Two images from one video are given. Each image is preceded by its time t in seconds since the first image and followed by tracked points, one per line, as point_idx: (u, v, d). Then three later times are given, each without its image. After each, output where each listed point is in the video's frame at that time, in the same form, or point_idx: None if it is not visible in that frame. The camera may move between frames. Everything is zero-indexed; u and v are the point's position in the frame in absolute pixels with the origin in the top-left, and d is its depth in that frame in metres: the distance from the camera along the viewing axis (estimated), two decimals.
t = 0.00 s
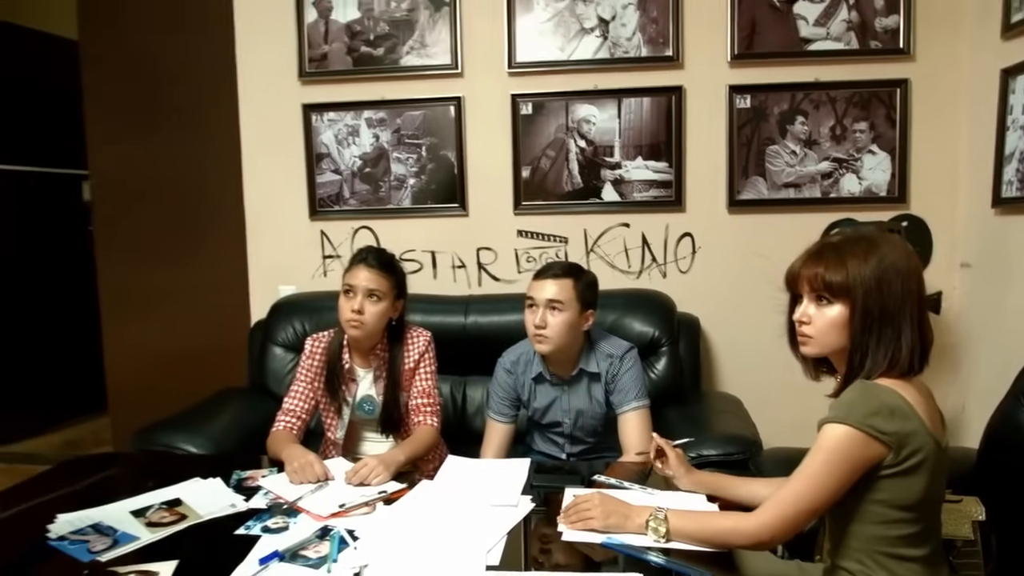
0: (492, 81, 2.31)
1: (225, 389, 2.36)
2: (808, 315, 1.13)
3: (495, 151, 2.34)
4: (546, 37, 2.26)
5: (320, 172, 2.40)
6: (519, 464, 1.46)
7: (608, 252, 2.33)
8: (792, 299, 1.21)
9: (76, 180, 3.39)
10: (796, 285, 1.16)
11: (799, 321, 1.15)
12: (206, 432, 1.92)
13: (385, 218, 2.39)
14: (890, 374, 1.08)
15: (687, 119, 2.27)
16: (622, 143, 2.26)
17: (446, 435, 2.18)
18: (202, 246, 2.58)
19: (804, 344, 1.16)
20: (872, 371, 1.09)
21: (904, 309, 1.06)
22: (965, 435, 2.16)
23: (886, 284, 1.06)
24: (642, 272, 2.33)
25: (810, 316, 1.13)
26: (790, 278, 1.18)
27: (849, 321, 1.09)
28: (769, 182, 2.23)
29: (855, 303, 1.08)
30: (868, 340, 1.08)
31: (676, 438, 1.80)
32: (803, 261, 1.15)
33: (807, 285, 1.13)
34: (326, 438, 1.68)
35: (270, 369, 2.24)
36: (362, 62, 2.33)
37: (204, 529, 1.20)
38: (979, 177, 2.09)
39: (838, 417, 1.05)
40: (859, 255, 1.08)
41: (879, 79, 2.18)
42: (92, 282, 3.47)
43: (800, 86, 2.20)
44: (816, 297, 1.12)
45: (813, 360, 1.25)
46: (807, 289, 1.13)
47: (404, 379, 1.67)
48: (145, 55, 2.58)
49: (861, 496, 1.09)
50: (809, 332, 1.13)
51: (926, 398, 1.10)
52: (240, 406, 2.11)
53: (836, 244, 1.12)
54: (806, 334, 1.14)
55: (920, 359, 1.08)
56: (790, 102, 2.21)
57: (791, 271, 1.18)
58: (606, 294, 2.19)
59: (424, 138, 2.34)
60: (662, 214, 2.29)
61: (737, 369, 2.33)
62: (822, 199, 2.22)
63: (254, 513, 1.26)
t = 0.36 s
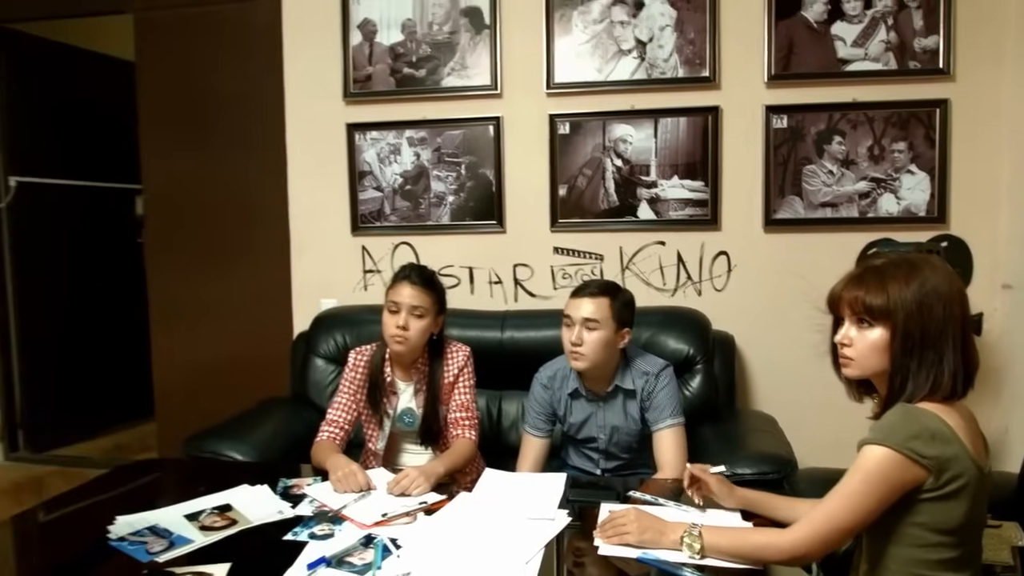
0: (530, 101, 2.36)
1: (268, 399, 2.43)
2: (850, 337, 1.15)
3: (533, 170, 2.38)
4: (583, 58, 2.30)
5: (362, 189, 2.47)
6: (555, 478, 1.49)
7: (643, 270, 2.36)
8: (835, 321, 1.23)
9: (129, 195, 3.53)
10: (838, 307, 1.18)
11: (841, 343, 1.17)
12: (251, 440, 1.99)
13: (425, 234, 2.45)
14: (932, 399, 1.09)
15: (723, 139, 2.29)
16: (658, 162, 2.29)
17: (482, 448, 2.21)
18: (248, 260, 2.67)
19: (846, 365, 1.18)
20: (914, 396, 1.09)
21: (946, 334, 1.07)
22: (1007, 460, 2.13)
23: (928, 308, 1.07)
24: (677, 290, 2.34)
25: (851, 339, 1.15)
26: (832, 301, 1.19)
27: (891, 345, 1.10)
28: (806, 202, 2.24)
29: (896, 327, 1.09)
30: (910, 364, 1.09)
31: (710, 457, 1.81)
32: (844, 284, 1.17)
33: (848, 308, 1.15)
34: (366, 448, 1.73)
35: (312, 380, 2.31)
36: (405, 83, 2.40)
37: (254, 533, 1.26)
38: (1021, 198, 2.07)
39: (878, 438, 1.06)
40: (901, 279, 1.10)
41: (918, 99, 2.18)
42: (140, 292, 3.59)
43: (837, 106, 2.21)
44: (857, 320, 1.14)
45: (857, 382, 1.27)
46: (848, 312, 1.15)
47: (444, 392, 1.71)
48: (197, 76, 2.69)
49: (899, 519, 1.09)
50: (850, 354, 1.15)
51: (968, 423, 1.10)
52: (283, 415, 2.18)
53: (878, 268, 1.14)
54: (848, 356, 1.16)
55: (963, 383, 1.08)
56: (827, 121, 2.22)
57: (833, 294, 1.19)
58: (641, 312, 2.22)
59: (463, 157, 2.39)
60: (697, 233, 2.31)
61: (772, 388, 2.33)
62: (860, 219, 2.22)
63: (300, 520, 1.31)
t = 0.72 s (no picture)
0: (573, 120, 2.40)
1: (315, 409, 2.49)
2: (903, 357, 1.16)
3: (575, 187, 2.42)
4: (626, 77, 2.34)
5: (408, 206, 2.53)
6: (596, 492, 1.51)
7: (684, 286, 2.37)
8: (889, 342, 1.23)
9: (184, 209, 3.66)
10: (892, 328, 1.18)
11: (894, 364, 1.17)
12: (300, 448, 2.05)
13: (468, 249, 2.49)
14: (987, 423, 1.08)
15: (766, 156, 2.29)
16: (700, 179, 2.31)
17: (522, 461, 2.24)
18: (297, 273, 2.76)
19: (899, 386, 1.18)
20: (969, 419, 1.09)
21: (1003, 357, 1.06)
22: None
23: (984, 329, 1.07)
24: (718, 306, 2.35)
25: (904, 359, 1.15)
26: (887, 321, 1.20)
27: (945, 366, 1.10)
28: (850, 220, 2.23)
29: (951, 348, 1.09)
30: (964, 386, 1.09)
31: (752, 475, 1.81)
32: (899, 304, 1.18)
33: (902, 328, 1.16)
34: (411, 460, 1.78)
35: (357, 391, 2.36)
36: (450, 102, 2.47)
37: (307, 539, 1.31)
38: None
39: (932, 461, 1.06)
40: (956, 300, 1.10)
41: (967, 116, 2.15)
42: (191, 303, 3.72)
43: (882, 123, 2.19)
44: (911, 340, 1.14)
45: (909, 405, 1.26)
46: (902, 332, 1.16)
47: (488, 406, 1.75)
48: (251, 96, 2.79)
49: (950, 542, 1.09)
50: (904, 374, 1.15)
51: None
52: (329, 423, 2.24)
53: (934, 289, 1.14)
54: (901, 377, 1.16)
55: (1020, 408, 1.07)
56: (872, 139, 2.20)
57: (887, 314, 1.20)
58: (682, 328, 2.23)
59: (507, 174, 2.44)
60: (739, 250, 2.31)
61: (815, 406, 2.31)
62: (906, 237, 2.19)
63: (350, 527, 1.35)
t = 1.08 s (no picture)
0: (619, 136, 2.41)
1: (363, 419, 2.55)
2: (960, 379, 1.14)
3: (620, 202, 2.43)
4: (672, 93, 2.35)
5: (455, 221, 2.58)
6: (643, 508, 1.52)
7: (731, 301, 2.35)
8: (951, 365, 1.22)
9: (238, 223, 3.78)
10: (950, 349, 1.18)
11: (953, 386, 1.16)
12: (350, 458, 2.10)
13: (514, 264, 2.52)
14: None
15: (815, 171, 2.27)
16: (747, 195, 2.30)
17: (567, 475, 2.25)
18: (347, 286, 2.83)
19: (959, 408, 1.16)
20: None
21: None
22: None
23: None
24: (766, 322, 2.33)
25: (961, 381, 1.14)
26: (946, 343, 1.19)
27: (1001, 388, 1.09)
28: (903, 235, 2.19)
29: (1005, 370, 1.08)
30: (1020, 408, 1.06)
31: (802, 494, 1.78)
32: (957, 326, 1.17)
33: (958, 350, 1.15)
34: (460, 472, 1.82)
35: (405, 403, 2.41)
36: (498, 119, 2.51)
37: (361, 548, 1.34)
38: None
39: (995, 488, 1.04)
40: (1011, 323, 1.08)
41: None
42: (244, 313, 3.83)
43: (936, 137, 2.15)
44: (967, 362, 1.13)
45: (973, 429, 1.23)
46: (959, 354, 1.15)
47: (536, 420, 1.77)
48: (305, 114, 2.88)
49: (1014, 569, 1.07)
50: (961, 396, 1.14)
51: None
52: (377, 434, 2.29)
53: (992, 310, 1.13)
54: (958, 399, 1.15)
55: None
56: (925, 153, 2.16)
57: (947, 336, 1.19)
58: (729, 344, 2.22)
59: (553, 190, 2.47)
60: (787, 265, 2.29)
61: (866, 425, 2.27)
62: (961, 252, 2.14)
63: (402, 538, 1.38)
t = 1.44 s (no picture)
0: (663, 148, 2.42)
1: (407, 429, 2.58)
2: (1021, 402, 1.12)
3: (663, 214, 2.43)
4: (716, 105, 2.34)
5: (499, 234, 2.61)
6: (688, 524, 1.51)
7: (776, 314, 2.33)
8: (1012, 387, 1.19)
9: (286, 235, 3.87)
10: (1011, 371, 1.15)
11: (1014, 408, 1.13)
12: (395, 468, 2.13)
13: (556, 276, 2.54)
14: None
15: (863, 183, 2.23)
16: (793, 207, 2.28)
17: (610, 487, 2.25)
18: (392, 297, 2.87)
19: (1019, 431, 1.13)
20: None
21: None
22: None
23: None
24: (813, 336, 2.29)
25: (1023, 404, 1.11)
26: (1007, 364, 1.16)
27: None
28: (956, 248, 2.14)
29: None
30: None
31: (850, 512, 1.75)
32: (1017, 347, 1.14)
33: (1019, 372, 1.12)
34: (504, 484, 1.84)
35: (448, 413, 2.44)
36: (541, 133, 2.53)
37: (409, 557, 1.37)
38: None
39: None
40: None
41: None
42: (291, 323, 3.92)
43: (990, 147, 2.10)
44: None
45: None
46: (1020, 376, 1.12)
47: (580, 433, 1.78)
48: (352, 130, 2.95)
49: None
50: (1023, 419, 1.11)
51: None
52: (421, 443, 2.32)
53: None
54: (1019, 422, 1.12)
55: None
56: (979, 164, 2.11)
57: (1007, 357, 1.16)
58: (774, 358, 2.19)
59: (596, 203, 2.48)
60: (835, 278, 2.26)
61: (917, 441, 2.22)
62: (1017, 266, 2.08)
63: (449, 548, 1.41)
